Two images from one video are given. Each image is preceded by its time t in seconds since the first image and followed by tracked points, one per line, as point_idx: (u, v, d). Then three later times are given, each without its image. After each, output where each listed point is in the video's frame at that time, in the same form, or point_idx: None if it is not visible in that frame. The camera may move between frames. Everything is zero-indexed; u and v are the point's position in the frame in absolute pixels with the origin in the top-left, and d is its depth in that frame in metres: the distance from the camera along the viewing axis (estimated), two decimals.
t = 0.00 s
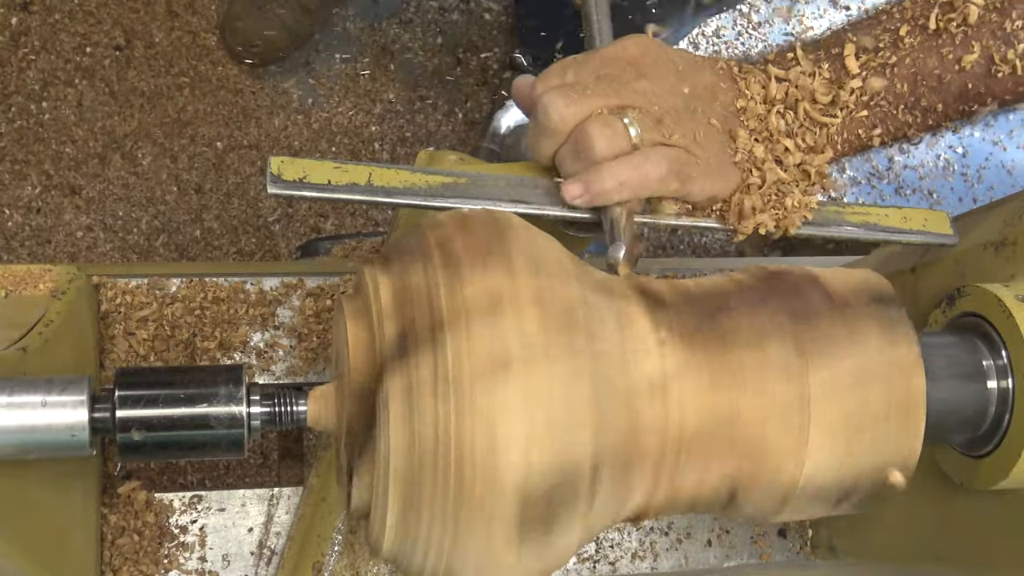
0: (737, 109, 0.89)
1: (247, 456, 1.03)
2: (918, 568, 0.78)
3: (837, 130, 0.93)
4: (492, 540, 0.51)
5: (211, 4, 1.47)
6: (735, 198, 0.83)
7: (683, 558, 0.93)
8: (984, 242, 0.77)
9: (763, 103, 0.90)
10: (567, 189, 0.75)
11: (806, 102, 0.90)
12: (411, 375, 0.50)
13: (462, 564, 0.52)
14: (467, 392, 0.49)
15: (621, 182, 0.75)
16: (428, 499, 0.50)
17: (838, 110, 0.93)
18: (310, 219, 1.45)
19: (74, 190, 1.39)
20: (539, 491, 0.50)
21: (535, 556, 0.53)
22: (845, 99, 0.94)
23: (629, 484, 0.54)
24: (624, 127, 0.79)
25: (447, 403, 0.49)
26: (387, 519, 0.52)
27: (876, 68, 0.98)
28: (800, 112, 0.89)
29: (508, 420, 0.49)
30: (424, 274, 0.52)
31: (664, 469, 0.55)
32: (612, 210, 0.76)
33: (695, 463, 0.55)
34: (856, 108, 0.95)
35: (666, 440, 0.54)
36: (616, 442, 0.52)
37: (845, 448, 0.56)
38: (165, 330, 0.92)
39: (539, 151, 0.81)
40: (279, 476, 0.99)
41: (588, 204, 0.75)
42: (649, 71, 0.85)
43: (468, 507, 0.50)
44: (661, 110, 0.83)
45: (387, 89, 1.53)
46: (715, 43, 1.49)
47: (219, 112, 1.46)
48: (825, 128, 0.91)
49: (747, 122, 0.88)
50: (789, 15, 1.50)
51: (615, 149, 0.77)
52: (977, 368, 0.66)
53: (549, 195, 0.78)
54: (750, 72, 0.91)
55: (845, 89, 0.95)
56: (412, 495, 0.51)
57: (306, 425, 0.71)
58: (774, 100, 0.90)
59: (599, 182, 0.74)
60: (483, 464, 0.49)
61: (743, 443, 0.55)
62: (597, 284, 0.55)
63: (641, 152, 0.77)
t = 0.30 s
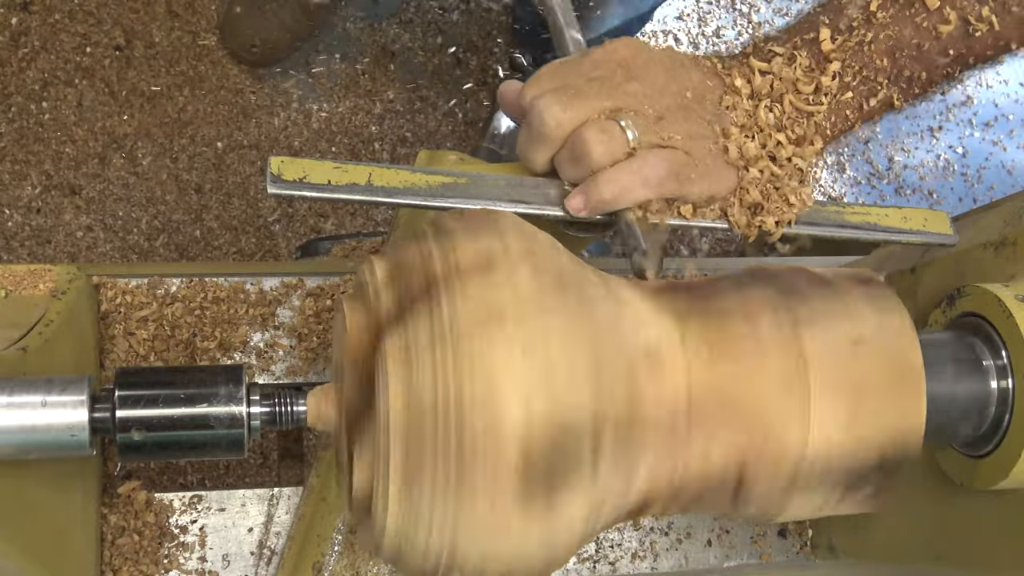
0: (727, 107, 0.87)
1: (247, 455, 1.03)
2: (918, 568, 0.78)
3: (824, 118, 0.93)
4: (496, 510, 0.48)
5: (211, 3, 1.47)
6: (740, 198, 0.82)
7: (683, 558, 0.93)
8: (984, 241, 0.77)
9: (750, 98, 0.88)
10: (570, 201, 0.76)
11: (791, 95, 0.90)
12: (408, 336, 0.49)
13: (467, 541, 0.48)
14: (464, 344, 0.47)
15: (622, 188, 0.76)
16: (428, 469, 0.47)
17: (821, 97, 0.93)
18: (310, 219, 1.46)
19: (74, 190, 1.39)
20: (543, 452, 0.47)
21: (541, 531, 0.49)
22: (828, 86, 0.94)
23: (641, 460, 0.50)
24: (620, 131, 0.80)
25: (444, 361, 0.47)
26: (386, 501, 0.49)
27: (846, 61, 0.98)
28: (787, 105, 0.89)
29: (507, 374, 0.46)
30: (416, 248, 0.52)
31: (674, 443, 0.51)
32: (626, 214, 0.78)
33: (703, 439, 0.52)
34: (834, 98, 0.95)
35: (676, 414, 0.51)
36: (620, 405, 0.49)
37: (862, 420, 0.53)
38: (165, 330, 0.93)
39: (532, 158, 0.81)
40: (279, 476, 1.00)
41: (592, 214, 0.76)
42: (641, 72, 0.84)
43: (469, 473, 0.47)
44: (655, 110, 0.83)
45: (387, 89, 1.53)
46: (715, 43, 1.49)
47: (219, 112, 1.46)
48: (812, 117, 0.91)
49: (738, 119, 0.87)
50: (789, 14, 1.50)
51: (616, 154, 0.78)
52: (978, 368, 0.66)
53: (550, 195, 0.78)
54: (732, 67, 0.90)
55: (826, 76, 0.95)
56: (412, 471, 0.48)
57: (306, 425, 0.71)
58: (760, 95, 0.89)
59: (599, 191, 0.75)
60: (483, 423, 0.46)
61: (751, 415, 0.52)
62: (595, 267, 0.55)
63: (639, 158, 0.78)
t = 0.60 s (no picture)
0: (733, 105, 0.84)
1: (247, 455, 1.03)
2: (918, 568, 0.78)
3: (839, 121, 0.88)
4: (497, 442, 0.49)
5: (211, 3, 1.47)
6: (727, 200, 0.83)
7: (683, 558, 0.93)
8: (985, 242, 0.77)
9: (760, 96, 0.85)
10: (546, 196, 0.76)
11: (802, 94, 0.85)
12: (405, 282, 0.52)
13: (470, 477, 0.49)
14: (459, 280, 0.50)
15: (603, 191, 0.77)
16: (429, 404, 0.49)
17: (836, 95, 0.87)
18: (310, 219, 1.45)
19: (74, 190, 1.39)
20: (538, 381, 0.49)
21: (546, 469, 0.50)
22: (841, 89, 0.87)
23: (636, 402, 0.52)
24: (606, 126, 0.79)
25: (439, 295, 0.51)
26: (388, 449, 0.50)
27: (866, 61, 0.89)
28: (796, 106, 0.85)
29: (498, 302, 0.50)
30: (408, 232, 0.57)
31: (667, 388, 0.53)
32: (618, 215, 0.79)
33: (697, 386, 0.53)
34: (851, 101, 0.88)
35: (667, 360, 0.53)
36: (612, 343, 0.52)
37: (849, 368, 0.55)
38: (165, 330, 0.92)
39: (531, 153, 0.83)
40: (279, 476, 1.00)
41: (567, 212, 0.76)
42: (639, 67, 0.84)
43: (468, 403, 0.49)
44: (653, 103, 0.83)
45: (387, 89, 1.53)
46: (716, 42, 1.49)
47: (219, 112, 1.46)
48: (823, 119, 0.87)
49: (743, 118, 0.84)
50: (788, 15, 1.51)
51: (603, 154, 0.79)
52: (978, 368, 0.66)
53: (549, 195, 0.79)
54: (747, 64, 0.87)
55: (848, 72, 0.88)
56: (412, 406, 0.49)
57: (306, 425, 0.70)
58: (771, 93, 0.85)
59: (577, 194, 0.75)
60: (479, 351, 0.49)
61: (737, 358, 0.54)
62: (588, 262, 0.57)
63: (619, 161, 0.78)
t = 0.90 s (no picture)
0: (716, 107, 0.86)
1: (247, 456, 1.03)
2: (917, 568, 0.78)
3: (819, 120, 0.92)
4: (497, 364, 0.50)
5: (211, 3, 1.47)
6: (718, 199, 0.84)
7: (683, 558, 0.93)
8: (985, 242, 0.77)
9: (743, 97, 0.87)
10: (540, 189, 0.76)
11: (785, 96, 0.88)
12: (397, 249, 0.55)
13: (472, 401, 0.49)
14: (449, 233, 0.54)
15: (595, 185, 0.76)
16: (426, 336, 0.50)
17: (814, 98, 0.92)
18: (311, 219, 1.45)
19: (74, 190, 1.39)
20: (530, 307, 0.51)
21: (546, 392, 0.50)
22: (823, 89, 0.93)
23: (628, 334, 0.53)
24: (604, 125, 0.80)
25: (428, 246, 0.54)
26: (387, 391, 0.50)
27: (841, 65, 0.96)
28: (780, 108, 0.87)
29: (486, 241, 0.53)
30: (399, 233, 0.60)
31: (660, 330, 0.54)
32: (602, 211, 0.77)
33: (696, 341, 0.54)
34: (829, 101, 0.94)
35: (652, 305, 0.56)
36: (599, 291, 0.55)
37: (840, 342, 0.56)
38: (165, 331, 0.92)
39: (518, 156, 0.82)
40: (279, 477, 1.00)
41: (561, 208, 0.76)
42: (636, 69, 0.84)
43: (465, 327, 0.50)
44: (642, 104, 0.83)
45: (387, 89, 1.53)
46: (716, 43, 1.49)
47: (219, 112, 1.46)
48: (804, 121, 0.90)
49: (728, 119, 0.85)
50: (788, 15, 1.51)
51: (597, 149, 0.78)
52: (978, 368, 0.66)
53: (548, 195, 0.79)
54: (726, 66, 0.88)
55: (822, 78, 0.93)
56: (409, 339, 0.51)
57: (306, 425, 0.70)
58: (754, 94, 0.87)
59: (568, 186, 0.75)
60: (474, 282, 0.51)
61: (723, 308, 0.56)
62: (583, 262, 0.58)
63: (612, 156, 0.78)
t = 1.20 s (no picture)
0: (710, 106, 0.86)
1: (247, 456, 1.03)
2: (917, 568, 0.78)
3: (811, 114, 0.93)
4: (491, 287, 0.49)
5: (211, 3, 1.47)
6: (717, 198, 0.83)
7: (683, 558, 0.93)
8: (985, 242, 0.77)
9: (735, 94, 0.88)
10: (540, 193, 0.76)
11: (775, 93, 0.89)
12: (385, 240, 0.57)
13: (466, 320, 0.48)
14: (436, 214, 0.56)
15: (596, 189, 0.76)
16: (419, 275, 0.51)
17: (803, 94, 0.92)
18: (311, 219, 1.45)
19: (74, 190, 1.39)
20: (521, 248, 0.52)
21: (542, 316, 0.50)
22: (812, 83, 0.93)
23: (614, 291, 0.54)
24: (603, 128, 0.79)
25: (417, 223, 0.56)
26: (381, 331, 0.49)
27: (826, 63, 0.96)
28: (772, 104, 0.88)
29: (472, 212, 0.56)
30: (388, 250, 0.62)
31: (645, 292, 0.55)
32: (607, 214, 0.78)
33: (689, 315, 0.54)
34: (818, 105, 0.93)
35: (646, 290, 0.56)
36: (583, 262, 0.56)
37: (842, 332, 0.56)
38: (165, 331, 0.92)
39: (516, 159, 0.81)
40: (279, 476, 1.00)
41: (562, 211, 0.76)
42: (629, 72, 0.84)
43: (458, 259, 0.50)
44: (639, 106, 0.83)
45: (387, 89, 1.53)
46: (715, 43, 1.49)
47: (219, 112, 1.46)
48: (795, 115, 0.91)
49: (722, 118, 0.86)
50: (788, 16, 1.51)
51: (597, 153, 0.77)
52: (979, 368, 0.66)
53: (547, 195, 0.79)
54: (716, 63, 0.89)
55: (809, 74, 0.94)
56: (401, 286, 0.51)
57: (306, 425, 0.71)
58: (745, 92, 0.88)
59: (568, 191, 0.75)
60: (464, 231, 0.52)
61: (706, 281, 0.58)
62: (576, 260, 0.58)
63: (612, 159, 0.78)
